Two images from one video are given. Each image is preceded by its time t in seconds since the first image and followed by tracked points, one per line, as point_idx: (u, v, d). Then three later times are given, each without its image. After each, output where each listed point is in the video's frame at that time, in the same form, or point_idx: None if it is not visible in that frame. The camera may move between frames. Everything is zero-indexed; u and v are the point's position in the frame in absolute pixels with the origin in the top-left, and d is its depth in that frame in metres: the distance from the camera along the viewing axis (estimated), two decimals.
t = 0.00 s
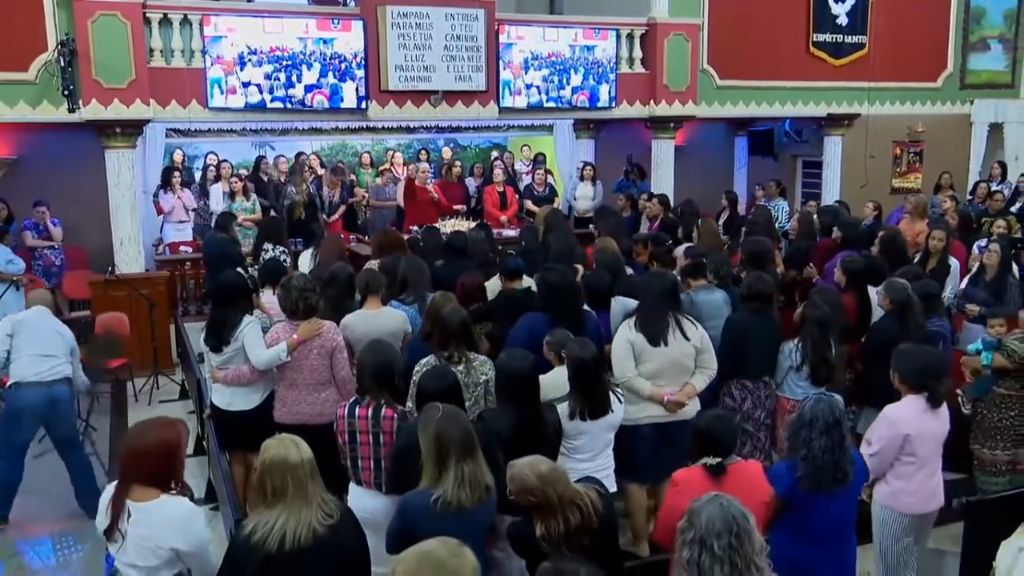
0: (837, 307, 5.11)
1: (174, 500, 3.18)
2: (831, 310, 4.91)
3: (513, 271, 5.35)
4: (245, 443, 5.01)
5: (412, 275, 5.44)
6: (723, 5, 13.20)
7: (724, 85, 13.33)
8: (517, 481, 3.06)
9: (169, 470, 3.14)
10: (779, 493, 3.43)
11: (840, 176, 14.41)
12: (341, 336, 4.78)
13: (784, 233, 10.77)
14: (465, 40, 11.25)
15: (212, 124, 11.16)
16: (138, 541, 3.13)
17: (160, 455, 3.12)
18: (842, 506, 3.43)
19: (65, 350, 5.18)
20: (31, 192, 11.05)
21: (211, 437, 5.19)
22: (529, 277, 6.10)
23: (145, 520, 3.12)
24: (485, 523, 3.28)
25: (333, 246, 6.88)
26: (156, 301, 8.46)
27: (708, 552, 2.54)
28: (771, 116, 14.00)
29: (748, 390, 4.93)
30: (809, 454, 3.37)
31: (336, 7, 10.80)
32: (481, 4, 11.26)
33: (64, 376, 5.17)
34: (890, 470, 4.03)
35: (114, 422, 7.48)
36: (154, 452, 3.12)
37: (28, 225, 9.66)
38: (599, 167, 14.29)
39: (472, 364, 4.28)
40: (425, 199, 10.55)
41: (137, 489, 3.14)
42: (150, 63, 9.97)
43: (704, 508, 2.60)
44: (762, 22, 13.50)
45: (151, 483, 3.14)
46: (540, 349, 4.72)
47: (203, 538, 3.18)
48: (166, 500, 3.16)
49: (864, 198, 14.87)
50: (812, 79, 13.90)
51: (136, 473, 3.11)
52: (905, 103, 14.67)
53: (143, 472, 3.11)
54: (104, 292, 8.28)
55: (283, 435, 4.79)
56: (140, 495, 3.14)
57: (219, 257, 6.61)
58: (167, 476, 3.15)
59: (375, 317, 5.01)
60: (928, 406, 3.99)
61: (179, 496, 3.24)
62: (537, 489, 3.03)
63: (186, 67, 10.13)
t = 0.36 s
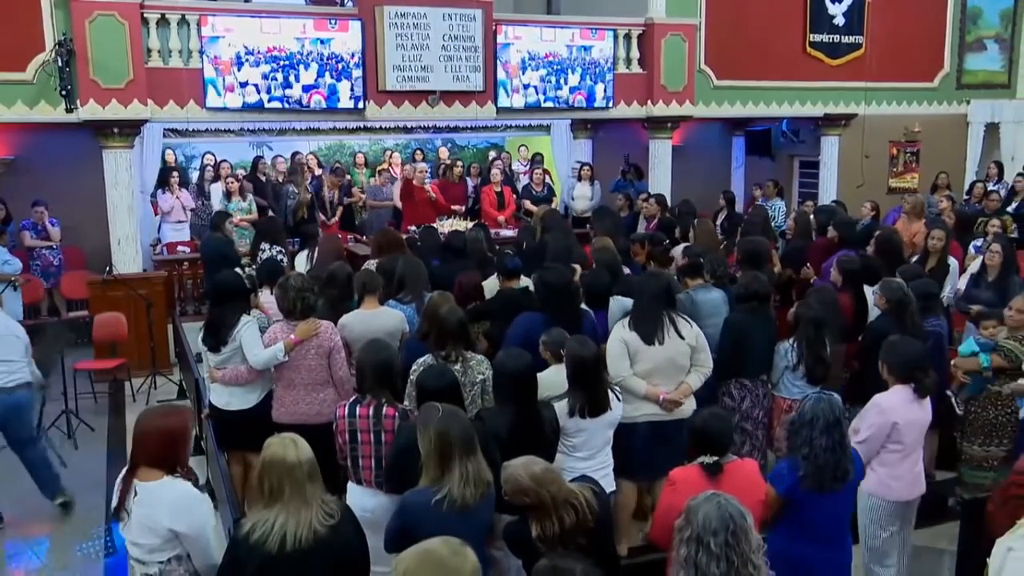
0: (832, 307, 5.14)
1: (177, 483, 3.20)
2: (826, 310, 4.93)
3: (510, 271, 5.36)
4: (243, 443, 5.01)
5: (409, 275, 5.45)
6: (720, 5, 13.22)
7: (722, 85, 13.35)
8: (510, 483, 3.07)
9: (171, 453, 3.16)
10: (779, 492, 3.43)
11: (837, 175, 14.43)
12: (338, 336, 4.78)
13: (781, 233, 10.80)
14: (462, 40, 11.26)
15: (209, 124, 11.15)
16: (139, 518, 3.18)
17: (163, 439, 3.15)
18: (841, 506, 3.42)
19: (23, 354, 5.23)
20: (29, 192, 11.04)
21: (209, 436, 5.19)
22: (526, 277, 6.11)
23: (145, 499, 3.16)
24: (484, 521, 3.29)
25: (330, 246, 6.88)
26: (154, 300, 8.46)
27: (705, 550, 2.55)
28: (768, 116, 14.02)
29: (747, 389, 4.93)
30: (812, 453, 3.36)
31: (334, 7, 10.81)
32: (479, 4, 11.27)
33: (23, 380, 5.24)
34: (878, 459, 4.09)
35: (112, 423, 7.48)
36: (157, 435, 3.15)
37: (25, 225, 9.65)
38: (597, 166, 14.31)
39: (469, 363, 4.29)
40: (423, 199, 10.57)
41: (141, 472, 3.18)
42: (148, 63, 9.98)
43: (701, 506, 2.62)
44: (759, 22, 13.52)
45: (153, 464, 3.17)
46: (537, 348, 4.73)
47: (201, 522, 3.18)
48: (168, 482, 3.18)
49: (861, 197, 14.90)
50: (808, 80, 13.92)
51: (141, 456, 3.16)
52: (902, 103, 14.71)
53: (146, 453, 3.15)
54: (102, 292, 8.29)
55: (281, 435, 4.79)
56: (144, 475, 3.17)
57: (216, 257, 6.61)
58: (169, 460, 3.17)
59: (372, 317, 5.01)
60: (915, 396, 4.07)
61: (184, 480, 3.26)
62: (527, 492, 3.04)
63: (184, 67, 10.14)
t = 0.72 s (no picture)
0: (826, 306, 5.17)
1: (193, 471, 3.29)
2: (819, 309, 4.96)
3: (506, 270, 5.38)
4: (240, 442, 5.01)
5: (406, 275, 5.46)
6: (716, 5, 13.25)
7: (718, 85, 13.39)
8: (507, 477, 3.08)
9: (187, 441, 3.27)
10: (775, 490, 3.46)
11: (832, 175, 14.45)
12: (336, 335, 4.80)
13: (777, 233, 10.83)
14: (459, 40, 11.27)
15: (206, 124, 11.17)
16: (157, 505, 3.29)
17: (180, 427, 3.27)
18: (838, 504, 3.44)
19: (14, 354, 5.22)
20: (25, 192, 11.04)
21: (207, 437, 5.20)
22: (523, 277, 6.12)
23: (161, 486, 3.27)
24: (480, 519, 3.30)
25: (327, 246, 6.89)
26: (151, 300, 8.46)
27: (700, 545, 2.57)
28: (764, 116, 14.05)
29: (743, 388, 4.96)
30: (807, 451, 3.39)
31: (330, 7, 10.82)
32: (475, 5, 11.28)
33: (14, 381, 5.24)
34: (860, 447, 4.12)
35: (109, 422, 7.49)
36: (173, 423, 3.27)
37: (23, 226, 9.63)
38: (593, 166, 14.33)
39: (465, 362, 4.30)
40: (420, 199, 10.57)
41: (161, 460, 3.30)
42: (145, 63, 9.97)
43: (698, 503, 2.63)
44: (754, 22, 13.56)
45: (171, 451, 3.29)
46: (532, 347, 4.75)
47: (213, 510, 3.28)
48: (183, 470, 3.28)
49: (856, 197, 14.93)
50: (804, 80, 13.96)
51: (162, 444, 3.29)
52: (896, 103, 14.76)
53: (165, 440, 3.27)
54: (99, 292, 8.30)
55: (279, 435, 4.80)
56: (162, 462, 3.29)
57: (212, 258, 6.61)
58: (184, 448, 3.28)
59: (369, 317, 5.03)
60: (902, 386, 4.12)
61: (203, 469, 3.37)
62: (524, 486, 3.05)
63: (180, 67, 10.15)
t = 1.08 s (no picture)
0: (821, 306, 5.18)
1: (234, 464, 3.36)
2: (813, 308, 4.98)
3: (503, 270, 5.38)
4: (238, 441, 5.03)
5: (403, 275, 5.46)
6: (712, 5, 13.27)
7: (713, 85, 13.41)
8: (510, 470, 3.11)
9: (226, 435, 3.34)
10: (767, 487, 3.48)
11: (828, 175, 14.48)
12: (334, 334, 4.82)
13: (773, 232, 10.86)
14: (455, 41, 11.29)
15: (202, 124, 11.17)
16: (200, 499, 3.35)
17: (218, 422, 3.33)
18: (830, 501, 3.46)
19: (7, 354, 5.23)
20: (21, 192, 11.03)
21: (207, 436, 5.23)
22: (519, 276, 6.14)
23: (203, 480, 3.33)
24: (478, 518, 3.31)
25: (324, 246, 6.90)
26: (148, 300, 8.46)
27: (696, 541, 2.59)
28: (760, 116, 14.08)
29: (728, 385, 4.99)
30: (797, 447, 3.42)
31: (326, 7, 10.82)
32: (471, 5, 11.30)
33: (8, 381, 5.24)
34: (844, 441, 4.17)
35: (106, 422, 7.48)
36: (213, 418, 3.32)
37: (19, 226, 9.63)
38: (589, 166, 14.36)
39: (461, 361, 4.32)
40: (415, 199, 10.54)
41: (200, 454, 3.36)
42: (141, 63, 9.98)
43: (693, 499, 2.66)
44: (750, 22, 13.58)
45: (211, 445, 3.35)
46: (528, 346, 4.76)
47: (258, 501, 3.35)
48: (225, 463, 3.35)
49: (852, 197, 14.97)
50: (800, 80, 14.00)
51: (200, 439, 3.35)
52: (892, 103, 14.79)
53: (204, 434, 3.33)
54: (96, 292, 8.29)
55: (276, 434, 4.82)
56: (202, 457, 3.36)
57: (209, 258, 6.62)
58: (224, 441, 3.34)
59: (365, 316, 5.05)
60: (886, 381, 4.13)
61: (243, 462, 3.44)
62: (525, 479, 3.08)
63: (177, 67, 10.15)
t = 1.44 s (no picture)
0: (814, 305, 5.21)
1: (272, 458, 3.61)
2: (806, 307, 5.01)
3: (498, 269, 5.40)
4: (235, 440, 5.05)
5: (399, 276, 5.48)
6: (706, 5, 13.31)
7: (708, 85, 13.45)
8: (538, 443, 3.14)
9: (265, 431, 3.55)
10: (759, 484, 3.50)
11: (821, 175, 14.55)
12: (330, 334, 4.83)
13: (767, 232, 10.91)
14: (450, 41, 11.31)
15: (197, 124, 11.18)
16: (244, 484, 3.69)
17: (257, 420, 3.53)
18: (821, 497, 3.48)
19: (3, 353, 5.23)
20: (16, 193, 11.02)
21: (205, 434, 5.25)
22: (513, 276, 6.16)
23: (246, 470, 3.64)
24: (475, 514, 3.34)
25: (321, 246, 6.92)
26: (144, 300, 8.47)
27: (687, 533, 2.61)
28: (754, 116, 14.13)
29: (712, 383, 5.01)
30: (789, 445, 3.43)
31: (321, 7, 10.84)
32: (466, 5, 11.31)
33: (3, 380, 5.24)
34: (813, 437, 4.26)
35: (101, 422, 7.48)
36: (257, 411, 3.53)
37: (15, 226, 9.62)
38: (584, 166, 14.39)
39: (456, 359, 4.34)
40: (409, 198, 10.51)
41: (242, 442, 3.61)
42: (136, 63, 9.98)
43: (687, 493, 2.68)
44: (744, 22, 13.62)
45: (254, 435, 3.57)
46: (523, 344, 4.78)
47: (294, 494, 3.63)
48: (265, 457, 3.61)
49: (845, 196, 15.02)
50: (794, 80, 14.05)
51: (242, 429, 3.57)
52: (885, 103, 14.85)
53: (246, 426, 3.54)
54: (91, 292, 8.29)
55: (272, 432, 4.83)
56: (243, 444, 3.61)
57: (205, 258, 6.62)
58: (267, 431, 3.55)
59: (360, 315, 5.07)
60: (853, 376, 4.23)
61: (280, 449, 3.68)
62: (550, 454, 3.12)
63: (172, 67, 10.15)
